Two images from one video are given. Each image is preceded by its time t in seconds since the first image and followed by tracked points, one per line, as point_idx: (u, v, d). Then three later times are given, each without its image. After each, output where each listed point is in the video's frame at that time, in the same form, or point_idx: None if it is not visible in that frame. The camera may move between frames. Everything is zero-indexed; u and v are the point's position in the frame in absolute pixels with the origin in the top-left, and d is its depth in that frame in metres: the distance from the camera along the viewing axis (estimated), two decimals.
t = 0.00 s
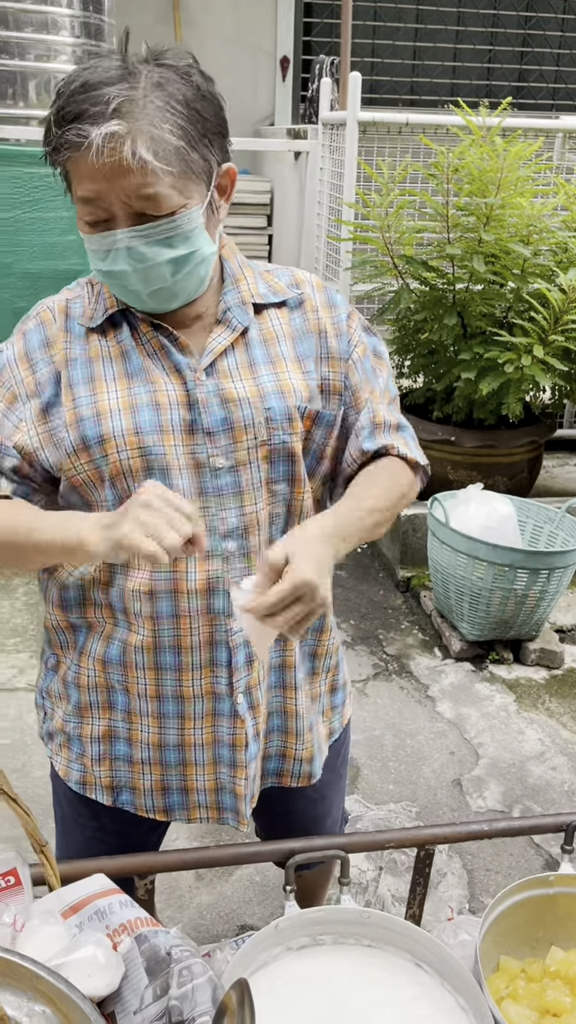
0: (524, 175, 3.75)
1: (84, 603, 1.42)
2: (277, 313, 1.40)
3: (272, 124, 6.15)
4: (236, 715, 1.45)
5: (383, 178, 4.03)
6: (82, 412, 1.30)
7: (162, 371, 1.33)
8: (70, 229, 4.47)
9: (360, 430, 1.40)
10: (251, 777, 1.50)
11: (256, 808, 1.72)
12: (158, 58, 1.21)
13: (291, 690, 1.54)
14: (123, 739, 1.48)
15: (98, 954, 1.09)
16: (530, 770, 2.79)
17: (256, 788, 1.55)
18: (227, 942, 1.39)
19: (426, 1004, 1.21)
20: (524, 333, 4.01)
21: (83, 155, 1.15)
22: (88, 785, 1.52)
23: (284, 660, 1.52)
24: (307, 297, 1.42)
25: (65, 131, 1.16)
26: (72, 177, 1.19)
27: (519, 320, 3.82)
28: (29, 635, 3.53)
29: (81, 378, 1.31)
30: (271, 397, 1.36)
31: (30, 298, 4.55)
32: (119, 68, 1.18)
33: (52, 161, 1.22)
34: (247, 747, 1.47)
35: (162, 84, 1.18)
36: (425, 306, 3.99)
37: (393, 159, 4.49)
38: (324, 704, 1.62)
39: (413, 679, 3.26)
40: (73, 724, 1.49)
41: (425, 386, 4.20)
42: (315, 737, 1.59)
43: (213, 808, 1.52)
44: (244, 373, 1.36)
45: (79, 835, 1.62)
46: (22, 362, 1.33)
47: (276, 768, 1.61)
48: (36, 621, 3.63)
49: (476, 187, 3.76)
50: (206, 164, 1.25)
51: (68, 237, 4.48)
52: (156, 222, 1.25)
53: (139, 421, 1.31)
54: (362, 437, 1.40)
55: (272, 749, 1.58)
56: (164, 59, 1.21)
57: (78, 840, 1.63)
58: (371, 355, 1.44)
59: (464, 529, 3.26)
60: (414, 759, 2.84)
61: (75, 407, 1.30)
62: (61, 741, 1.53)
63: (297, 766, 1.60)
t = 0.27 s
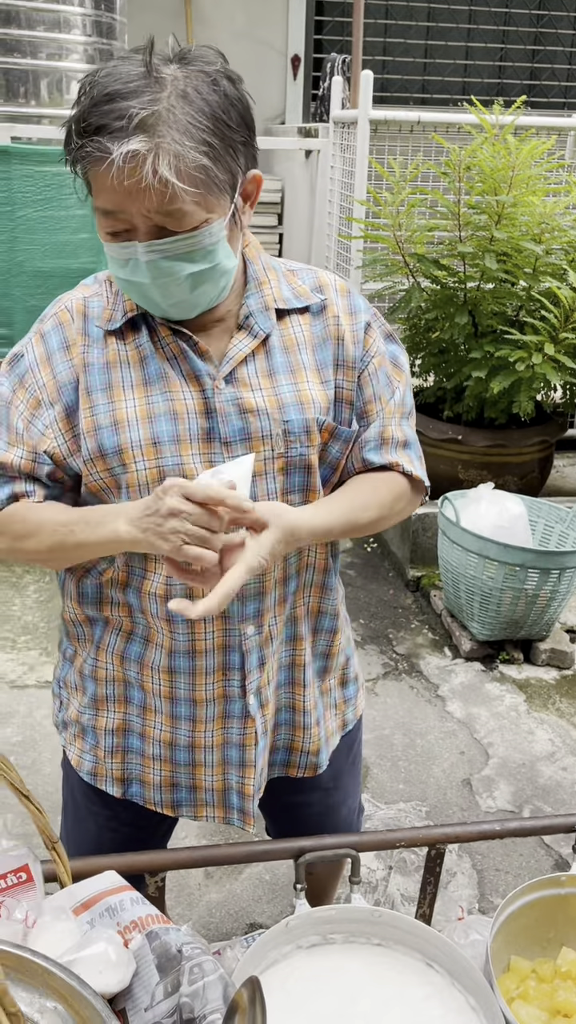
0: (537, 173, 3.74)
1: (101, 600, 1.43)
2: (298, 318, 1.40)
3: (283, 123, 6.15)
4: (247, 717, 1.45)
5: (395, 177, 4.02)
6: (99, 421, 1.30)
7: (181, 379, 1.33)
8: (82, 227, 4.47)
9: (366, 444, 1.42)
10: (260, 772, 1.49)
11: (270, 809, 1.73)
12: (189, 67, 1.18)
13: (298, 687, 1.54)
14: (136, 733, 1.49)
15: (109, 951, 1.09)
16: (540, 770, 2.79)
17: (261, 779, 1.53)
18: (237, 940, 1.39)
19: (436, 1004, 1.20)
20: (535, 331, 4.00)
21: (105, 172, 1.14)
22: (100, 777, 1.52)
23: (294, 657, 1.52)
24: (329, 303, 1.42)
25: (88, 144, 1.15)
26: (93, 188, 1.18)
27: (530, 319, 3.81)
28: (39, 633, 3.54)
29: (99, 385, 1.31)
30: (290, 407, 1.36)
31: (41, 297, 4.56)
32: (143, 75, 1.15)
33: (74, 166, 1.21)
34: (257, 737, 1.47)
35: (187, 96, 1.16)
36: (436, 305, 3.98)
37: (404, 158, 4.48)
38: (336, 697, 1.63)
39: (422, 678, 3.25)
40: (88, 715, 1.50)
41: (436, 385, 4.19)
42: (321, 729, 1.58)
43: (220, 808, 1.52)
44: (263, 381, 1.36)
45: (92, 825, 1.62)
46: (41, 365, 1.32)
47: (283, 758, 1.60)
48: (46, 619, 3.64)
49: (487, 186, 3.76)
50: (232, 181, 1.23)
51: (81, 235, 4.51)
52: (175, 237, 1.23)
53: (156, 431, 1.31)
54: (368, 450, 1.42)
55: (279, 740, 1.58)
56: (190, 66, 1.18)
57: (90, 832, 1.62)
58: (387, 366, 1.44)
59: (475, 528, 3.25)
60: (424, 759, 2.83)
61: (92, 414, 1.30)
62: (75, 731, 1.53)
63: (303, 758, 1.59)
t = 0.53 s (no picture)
0: (546, 173, 3.74)
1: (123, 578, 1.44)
2: (324, 352, 1.36)
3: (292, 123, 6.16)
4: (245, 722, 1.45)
5: (404, 177, 4.02)
6: (118, 444, 1.33)
7: (199, 407, 1.32)
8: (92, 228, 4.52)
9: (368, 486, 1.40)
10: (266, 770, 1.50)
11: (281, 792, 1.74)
12: (231, 84, 1.12)
13: (301, 685, 1.54)
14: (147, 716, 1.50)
15: (119, 950, 1.09)
16: (548, 771, 2.79)
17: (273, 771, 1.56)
18: (247, 940, 1.40)
19: (446, 1004, 1.19)
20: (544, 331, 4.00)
21: (139, 193, 1.10)
22: (109, 755, 1.55)
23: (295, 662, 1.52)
24: (359, 337, 1.36)
25: (121, 163, 1.10)
26: (127, 208, 1.14)
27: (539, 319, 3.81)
28: (47, 632, 3.55)
29: (119, 408, 1.32)
30: (303, 448, 1.34)
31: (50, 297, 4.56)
32: (180, 89, 1.10)
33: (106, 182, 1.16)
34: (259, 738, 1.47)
35: (225, 112, 1.10)
36: (445, 305, 3.98)
37: (413, 158, 4.48)
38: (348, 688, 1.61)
39: (431, 679, 3.25)
40: (103, 692, 1.52)
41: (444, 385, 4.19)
42: (328, 720, 1.59)
43: (211, 799, 1.53)
44: (279, 418, 1.34)
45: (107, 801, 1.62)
46: (70, 376, 1.34)
47: (290, 752, 1.60)
48: (54, 619, 3.65)
49: (496, 185, 3.75)
50: (271, 204, 1.18)
51: (91, 236, 4.55)
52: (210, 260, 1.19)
53: (169, 461, 1.33)
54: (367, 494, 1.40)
55: (285, 737, 1.58)
56: (229, 79, 1.13)
57: (105, 808, 1.63)
58: (411, 402, 1.40)
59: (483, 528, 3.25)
60: (432, 759, 2.83)
61: (111, 435, 1.33)
62: (91, 707, 1.55)
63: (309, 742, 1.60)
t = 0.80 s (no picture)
0: (551, 173, 3.74)
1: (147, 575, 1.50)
2: (337, 381, 1.30)
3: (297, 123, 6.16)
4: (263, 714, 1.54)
5: (409, 177, 4.02)
6: (134, 463, 1.34)
7: (213, 432, 1.32)
8: (97, 228, 4.64)
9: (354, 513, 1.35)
10: (285, 756, 1.59)
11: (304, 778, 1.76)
12: (261, 121, 1.08)
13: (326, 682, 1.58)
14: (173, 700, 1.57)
15: (128, 950, 1.10)
16: (555, 772, 2.79)
17: (307, 761, 1.64)
18: (254, 941, 1.40)
19: (454, 1005, 1.19)
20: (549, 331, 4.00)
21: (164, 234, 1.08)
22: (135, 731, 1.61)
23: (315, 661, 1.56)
24: (370, 365, 1.30)
25: (146, 202, 1.07)
26: (151, 245, 1.11)
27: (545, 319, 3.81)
28: (53, 632, 3.56)
29: (136, 428, 1.33)
30: (307, 479, 1.32)
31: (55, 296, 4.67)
32: (208, 126, 1.06)
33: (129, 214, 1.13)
34: (276, 729, 1.55)
35: (253, 149, 1.06)
36: (451, 305, 3.98)
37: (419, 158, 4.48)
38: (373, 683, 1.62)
39: (436, 679, 3.25)
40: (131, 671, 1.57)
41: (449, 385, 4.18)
42: (357, 718, 1.61)
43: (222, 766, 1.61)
44: (286, 447, 1.32)
45: (135, 774, 1.69)
46: (94, 387, 1.37)
47: (327, 744, 1.65)
48: (60, 618, 3.66)
49: (502, 185, 3.75)
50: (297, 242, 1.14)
51: (96, 236, 4.66)
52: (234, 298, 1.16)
53: (181, 483, 1.34)
54: (361, 521, 1.35)
55: (318, 730, 1.63)
56: (258, 114, 1.09)
57: (132, 779, 1.70)
58: (421, 432, 1.33)
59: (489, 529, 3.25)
60: (439, 760, 2.83)
61: (128, 453, 1.34)
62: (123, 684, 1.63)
63: (345, 736, 1.64)
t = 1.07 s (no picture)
0: (555, 174, 3.73)
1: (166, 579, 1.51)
2: (354, 386, 1.30)
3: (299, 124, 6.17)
4: (280, 718, 1.56)
5: (413, 178, 4.02)
6: (152, 467, 1.35)
7: (229, 439, 1.32)
8: (100, 229, 4.68)
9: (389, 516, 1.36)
10: (303, 760, 1.59)
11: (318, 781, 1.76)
12: (281, 132, 1.08)
13: (344, 687, 1.58)
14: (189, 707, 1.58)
15: (135, 953, 1.10)
16: (559, 773, 2.78)
17: (325, 766, 1.64)
18: (261, 943, 1.40)
19: (460, 1007, 1.19)
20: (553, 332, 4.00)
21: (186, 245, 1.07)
22: (153, 727, 1.62)
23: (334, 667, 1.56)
24: (389, 368, 1.30)
25: (167, 213, 1.07)
26: (171, 255, 1.11)
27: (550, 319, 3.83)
28: (57, 633, 3.56)
29: (154, 432, 1.34)
30: (324, 485, 1.32)
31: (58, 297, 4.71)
32: (230, 138, 1.06)
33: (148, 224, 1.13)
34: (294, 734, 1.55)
35: (275, 160, 1.06)
36: (454, 306, 3.97)
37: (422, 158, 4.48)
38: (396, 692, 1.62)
39: (440, 680, 3.25)
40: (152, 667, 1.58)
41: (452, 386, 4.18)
42: (380, 724, 1.61)
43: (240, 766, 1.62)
44: (303, 452, 1.31)
45: (152, 769, 1.70)
46: (113, 391, 1.38)
47: (346, 749, 1.66)
48: (64, 619, 3.67)
49: (506, 186, 3.75)
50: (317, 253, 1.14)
51: (98, 237, 4.69)
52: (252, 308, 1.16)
53: (198, 489, 1.34)
54: (390, 522, 1.36)
55: (337, 735, 1.64)
56: (279, 125, 1.09)
57: (149, 774, 1.71)
58: (450, 431, 1.31)
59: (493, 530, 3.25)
60: (443, 761, 2.83)
61: (147, 459, 1.35)
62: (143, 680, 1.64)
63: (365, 743, 1.64)
